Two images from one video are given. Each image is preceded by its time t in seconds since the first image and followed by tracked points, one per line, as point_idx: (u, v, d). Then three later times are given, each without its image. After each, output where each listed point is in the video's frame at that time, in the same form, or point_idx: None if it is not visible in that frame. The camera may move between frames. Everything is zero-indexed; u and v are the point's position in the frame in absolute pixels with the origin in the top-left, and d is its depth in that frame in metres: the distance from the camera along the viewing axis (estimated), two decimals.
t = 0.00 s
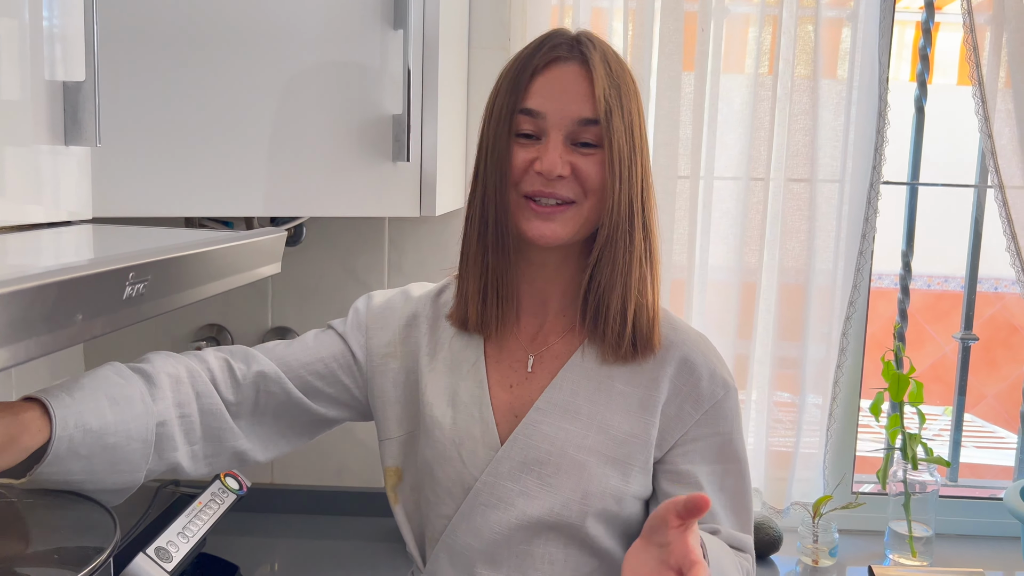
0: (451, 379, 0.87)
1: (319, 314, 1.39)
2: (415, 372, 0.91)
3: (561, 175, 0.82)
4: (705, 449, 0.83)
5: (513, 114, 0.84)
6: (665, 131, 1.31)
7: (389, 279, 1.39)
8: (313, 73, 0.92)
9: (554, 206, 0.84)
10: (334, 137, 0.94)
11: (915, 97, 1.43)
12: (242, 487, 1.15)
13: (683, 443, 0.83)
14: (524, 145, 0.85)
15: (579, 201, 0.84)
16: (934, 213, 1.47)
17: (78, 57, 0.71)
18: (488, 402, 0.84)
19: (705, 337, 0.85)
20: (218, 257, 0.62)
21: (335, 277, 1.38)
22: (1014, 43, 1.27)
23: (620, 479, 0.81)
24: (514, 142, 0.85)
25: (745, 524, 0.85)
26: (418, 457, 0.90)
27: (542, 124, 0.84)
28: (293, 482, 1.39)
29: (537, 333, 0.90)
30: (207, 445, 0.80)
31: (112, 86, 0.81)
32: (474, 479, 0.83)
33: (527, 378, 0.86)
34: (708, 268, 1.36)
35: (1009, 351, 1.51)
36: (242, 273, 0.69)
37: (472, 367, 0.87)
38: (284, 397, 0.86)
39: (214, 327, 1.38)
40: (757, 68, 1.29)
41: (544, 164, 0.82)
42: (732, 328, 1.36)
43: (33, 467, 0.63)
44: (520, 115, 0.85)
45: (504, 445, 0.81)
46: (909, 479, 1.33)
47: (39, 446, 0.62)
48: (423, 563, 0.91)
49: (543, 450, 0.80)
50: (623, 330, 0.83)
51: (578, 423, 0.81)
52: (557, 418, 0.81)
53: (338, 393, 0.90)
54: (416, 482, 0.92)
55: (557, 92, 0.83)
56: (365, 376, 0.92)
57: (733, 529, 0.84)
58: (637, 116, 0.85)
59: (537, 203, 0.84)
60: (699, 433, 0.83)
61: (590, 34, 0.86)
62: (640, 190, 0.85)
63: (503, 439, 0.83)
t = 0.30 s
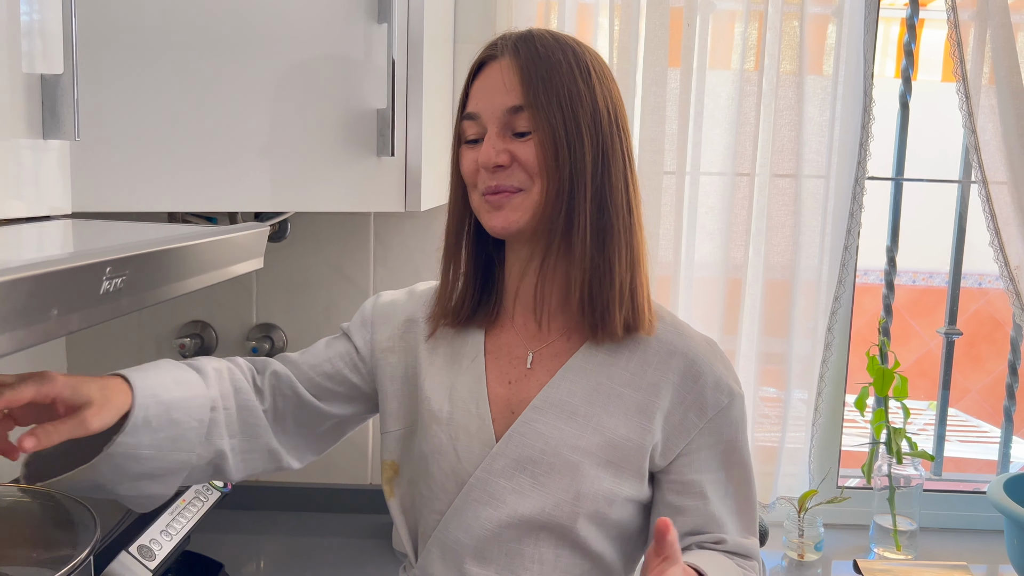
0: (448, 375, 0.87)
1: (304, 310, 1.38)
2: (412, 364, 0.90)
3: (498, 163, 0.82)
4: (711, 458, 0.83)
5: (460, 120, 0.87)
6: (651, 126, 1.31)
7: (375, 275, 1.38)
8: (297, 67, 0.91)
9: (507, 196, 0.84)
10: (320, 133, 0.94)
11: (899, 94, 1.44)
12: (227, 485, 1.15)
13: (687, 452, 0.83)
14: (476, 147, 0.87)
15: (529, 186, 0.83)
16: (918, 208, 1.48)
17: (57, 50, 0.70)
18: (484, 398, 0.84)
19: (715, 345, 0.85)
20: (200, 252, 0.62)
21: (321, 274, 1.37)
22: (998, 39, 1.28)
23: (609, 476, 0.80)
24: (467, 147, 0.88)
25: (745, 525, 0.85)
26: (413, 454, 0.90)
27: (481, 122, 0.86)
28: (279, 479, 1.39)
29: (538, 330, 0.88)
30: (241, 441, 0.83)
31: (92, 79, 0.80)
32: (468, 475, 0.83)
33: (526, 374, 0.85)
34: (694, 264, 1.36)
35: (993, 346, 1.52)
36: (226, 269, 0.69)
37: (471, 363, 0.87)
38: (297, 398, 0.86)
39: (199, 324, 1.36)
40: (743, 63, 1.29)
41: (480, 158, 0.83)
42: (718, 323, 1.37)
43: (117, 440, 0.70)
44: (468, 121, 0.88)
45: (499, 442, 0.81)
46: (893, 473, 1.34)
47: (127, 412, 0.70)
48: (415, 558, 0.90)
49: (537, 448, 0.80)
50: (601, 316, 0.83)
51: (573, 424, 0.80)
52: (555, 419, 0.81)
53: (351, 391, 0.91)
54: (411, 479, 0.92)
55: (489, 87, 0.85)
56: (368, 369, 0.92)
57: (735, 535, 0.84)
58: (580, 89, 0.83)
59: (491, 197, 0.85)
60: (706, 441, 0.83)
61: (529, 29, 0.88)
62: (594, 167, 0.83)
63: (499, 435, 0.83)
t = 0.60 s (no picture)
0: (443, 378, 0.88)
1: (293, 308, 1.37)
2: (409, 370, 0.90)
3: (510, 163, 0.82)
4: (697, 460, 0.81)
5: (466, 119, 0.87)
6: (640, 122, 1.30)
7: (364, 273, 1.37)
8: (283, 63, 0.90)
9: (515, 196, 0.84)
10: (306, 129, 0.93)
11: (890, 90, 1.43)
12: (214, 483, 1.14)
13: (673, 447, 0.82)
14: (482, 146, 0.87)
15: (541, 187, 0.83)
16: (909, 205, 1.48)
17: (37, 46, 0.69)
18: (485, 400, 0.84)
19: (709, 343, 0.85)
20: (179, 249, 0.61)
21: (310, 271, 1.37)
22: (988, 35, 1.28)
23: (597, 475, 0.80)
24: (472, 146, 0.88)
25: (730, 534, 0.82)
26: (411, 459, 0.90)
27: (489, 121, 0.86)
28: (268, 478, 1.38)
29: (536, 332, 0.88)
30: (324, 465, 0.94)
31: (73, 74, 0.79)
32: (469, 478, 0.84)
33: (528, 375, 0.85)
34: (684, 260, 1.36)
35: (985, 342, 1.52)
36: (207, 267, 0.68)
37: (469, 366, 0.87)
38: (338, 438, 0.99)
39: (187, 321, 1.35)
40: (734, 60, 1.29)
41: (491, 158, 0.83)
42: (708, 321, 1.36)
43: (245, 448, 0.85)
44: (472, 119, 0.88)
45: (502, 442, 0.81)
46: (883, 470, 1.34)
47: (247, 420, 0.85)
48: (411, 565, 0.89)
49: (538, 448, 0.80)
50: (599, 318, 0.83)
51: (575, 423, 0.81)
52: (555, 418, 0.81)
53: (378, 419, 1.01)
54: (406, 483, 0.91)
55: (499, 85, 0.85)
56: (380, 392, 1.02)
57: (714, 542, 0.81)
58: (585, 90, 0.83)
59: (499, 197, 0.85)
60: (686, 440, 0.82)
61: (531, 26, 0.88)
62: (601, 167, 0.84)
63: (499, 436, 0.83)
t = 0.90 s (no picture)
0: (432, 376, 0.89)
1: (284, 305, 1.37)
2: (402, 368, 0.90)
3: (540, 149, 0.83)
4: (681, 430, 0.85)
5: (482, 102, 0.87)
6: (633, 119, 1.29)
7: (355, 269, 1.37)
8: (269, 59, 0.89)
9: (536, 184, 0.85)
10: (294, 127, 0.92)
11: (883, 87, 1.43)
12: (203, 480, 1.14)
13: (655, 420, 0.86)
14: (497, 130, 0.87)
15: (560, 177, 0.86)
16: (903, 202, 1.47)
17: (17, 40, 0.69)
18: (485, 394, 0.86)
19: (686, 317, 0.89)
20: (160, 245, 0.61)
21: (301, 268, 1.36)
22: (982, 31, 1.27)
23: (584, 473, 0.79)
24: (489, 128, 0.87)
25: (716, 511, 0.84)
26: (404, 458, 0.89)
27: (511, 106, 0.86)
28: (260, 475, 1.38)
29: (529, 322, 0.90)
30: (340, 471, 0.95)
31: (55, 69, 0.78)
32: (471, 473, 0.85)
33: (525, 364, 0.88)
34: (677, 257, 1.35)
35: (981, 339, 1.51)
36: (190, 264, 0.68)
37: (464, 362, 0.88)
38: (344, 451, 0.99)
39: (177, 318, 1.35)
40: (727, 56, 1.28)
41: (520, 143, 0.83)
42: (701, 317, 1.36)
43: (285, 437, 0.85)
44: (489, 101, 0.87)
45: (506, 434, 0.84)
46: (876, 468, 1.33)
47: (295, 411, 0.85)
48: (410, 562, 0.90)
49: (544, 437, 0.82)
50: (601, 308, 0.87)
51: (578, 408, 0.83)
52: (558, 405, 0.84)
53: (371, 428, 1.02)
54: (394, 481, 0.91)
55: (527, 71, 0.86)
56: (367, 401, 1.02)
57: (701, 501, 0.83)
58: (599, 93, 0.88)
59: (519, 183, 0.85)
60: (669, 409, 0.86)
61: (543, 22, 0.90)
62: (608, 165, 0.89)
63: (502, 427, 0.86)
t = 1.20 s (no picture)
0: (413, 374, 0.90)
1: (279, 304, 1.37)
2: (384, 373, 0.91)
3: (531, 159, 0.82)
4: (661, 431, 0.85)
5: (477, 103, 0.86)
6: (628, 116, 1.29)
7: (350, 269, 1.36)
8: (258, 57, 0.89)
9: (523, 192, 0.85)
10: (283, 125, 0.91)
11: (882, 83, 1.41)
12: (196, 481, 1.13)
13: (631, 422, 0.86)
14: (490, 133, 0.86)
15: (548, 187, 0.85)
16: (901, 200, 1.46)
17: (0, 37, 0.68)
18: (461, 392, 0.86)
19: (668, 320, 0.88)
20: (145, 245, 0.60)
21: (296, 267, 1.36)
22: (980, 26, 1.26)
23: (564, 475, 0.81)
24: (482, 131, 0.86)
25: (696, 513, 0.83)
26: (393, 458, 0.89)
27: (506, 111, 0.85)
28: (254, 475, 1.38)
29: (508, 323, 0.91)
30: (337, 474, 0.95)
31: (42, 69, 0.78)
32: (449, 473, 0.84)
33: (500, 367, 0.88)
34: (673, 256, 1.35)
35: (985, 337, 1.50)
36: (177, 262, 0.67)
37: (442, 364, 0.89)
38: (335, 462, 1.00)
39: (172, 317, 1.35)
40: (723, 53, 1.27)
41: (510, 150, 0.82)
42: (698, 315, 1.35)
43: (273, 477, 0.88)
44: (485, 103, 0.86)
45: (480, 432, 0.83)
46: (874, 467, 1.32)
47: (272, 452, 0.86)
48: (394, 562, 0.89)
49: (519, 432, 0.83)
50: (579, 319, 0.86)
51: (551, 407, 0.84)
52: (531, 403, 0.84)
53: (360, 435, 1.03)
54: (384, 480, 0.91)
55: (527, 78, 0.84)
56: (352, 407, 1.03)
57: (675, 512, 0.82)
58: (598, 104, 0.87)
59: (506, 190, 0.85)
60: (649, 409, 0.85)
61: (549, 26, 0.89)
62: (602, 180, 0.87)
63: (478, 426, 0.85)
